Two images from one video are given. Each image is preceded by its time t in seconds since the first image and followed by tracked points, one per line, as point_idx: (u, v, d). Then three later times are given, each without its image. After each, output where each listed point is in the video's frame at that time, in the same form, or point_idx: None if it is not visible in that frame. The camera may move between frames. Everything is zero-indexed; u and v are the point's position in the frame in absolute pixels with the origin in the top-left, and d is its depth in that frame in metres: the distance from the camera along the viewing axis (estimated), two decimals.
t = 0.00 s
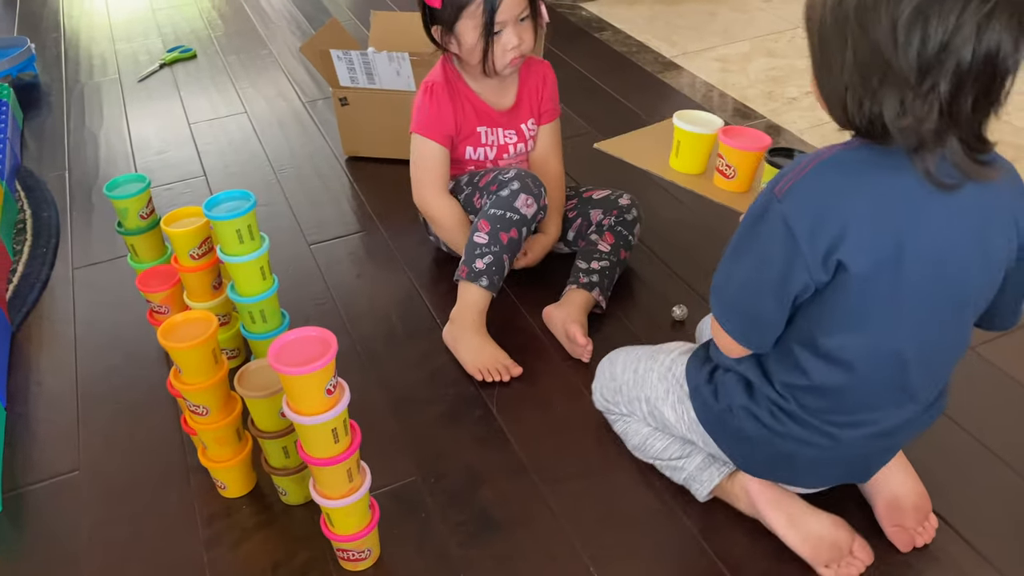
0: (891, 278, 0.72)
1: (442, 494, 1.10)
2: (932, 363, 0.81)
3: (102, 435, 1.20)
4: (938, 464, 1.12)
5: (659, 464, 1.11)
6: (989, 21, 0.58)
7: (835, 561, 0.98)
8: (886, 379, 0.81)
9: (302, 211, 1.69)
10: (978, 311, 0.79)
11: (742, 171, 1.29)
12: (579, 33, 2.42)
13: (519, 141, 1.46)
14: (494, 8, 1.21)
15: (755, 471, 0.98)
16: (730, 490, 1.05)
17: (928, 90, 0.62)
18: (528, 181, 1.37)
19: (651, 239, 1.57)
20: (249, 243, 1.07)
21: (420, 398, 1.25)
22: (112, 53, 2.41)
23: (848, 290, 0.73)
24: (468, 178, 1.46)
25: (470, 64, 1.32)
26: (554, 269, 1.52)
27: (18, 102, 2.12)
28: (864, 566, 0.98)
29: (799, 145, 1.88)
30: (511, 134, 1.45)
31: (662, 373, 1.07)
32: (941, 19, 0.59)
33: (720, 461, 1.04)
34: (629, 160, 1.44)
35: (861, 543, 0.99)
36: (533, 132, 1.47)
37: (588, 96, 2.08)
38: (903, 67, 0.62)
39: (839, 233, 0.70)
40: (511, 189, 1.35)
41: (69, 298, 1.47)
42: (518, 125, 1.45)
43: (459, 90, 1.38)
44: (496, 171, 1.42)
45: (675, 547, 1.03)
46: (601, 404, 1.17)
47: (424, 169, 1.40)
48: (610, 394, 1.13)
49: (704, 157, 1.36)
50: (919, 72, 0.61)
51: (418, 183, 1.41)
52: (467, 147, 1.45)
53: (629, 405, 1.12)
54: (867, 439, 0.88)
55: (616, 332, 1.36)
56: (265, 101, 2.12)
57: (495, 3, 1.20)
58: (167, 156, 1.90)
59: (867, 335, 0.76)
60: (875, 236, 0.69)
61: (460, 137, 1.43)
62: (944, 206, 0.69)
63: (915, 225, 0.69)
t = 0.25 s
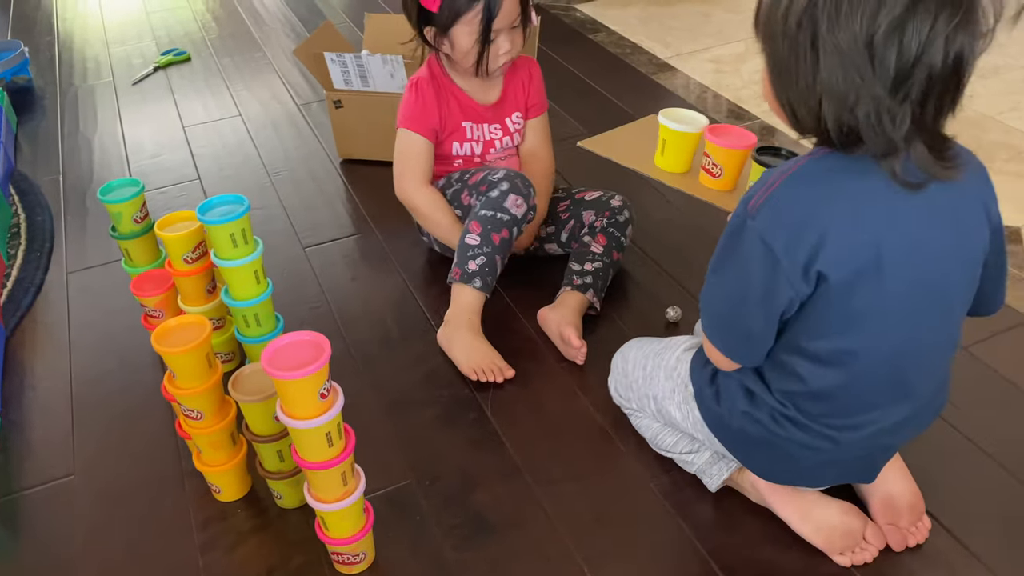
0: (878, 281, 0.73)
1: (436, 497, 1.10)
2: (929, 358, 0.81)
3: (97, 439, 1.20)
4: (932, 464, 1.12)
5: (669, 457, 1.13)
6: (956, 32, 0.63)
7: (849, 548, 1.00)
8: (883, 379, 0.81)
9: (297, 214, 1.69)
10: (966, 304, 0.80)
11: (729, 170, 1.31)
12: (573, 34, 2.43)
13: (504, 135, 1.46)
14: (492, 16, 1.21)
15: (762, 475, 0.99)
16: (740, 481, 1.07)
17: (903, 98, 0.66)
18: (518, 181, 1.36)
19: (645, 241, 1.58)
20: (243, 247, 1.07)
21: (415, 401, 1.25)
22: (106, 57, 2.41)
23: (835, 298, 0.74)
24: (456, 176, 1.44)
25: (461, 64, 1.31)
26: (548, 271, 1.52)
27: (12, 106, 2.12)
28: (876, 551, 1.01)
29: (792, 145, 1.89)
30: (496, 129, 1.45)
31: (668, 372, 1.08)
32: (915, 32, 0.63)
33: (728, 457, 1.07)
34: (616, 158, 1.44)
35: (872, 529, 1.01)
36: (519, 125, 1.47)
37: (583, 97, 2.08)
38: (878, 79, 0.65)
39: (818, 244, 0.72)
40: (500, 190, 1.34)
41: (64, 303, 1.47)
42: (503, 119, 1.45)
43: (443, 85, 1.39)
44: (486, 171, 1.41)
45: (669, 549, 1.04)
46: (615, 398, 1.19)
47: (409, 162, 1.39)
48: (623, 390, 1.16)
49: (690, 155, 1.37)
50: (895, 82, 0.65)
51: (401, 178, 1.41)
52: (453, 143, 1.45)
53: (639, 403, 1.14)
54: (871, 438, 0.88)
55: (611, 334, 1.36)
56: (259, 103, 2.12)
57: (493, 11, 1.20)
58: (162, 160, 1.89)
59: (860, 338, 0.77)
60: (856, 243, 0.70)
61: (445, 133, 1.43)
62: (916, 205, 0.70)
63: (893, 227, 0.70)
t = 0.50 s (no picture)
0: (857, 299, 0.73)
1: (433, 499, 1.10)
2: (915, 370, 0.81)
3: (93, 442, 1.20)
4: (928, 463, 1.12)
5: (663, 461, 1.13)
6: (933, 56, 0.65)
7: (846, 548, 1.00)
8: (869, 393, 0.81)
9: (292, 215, 1.69)
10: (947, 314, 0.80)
11: (712, 180, 1.33)
12: (568, 34, 2.43)
13: (490, 134, 1.46)
14: (491, 21, 1.21)
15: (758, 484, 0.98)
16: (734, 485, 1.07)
17: (886, 124, 0.67)
18: (470, 167, 1.35)
19: (641, 241, 1.58)
20: (238, 249, 1.07)
21: (412, 402, 1.25)
22: (101, 58, 2.41)
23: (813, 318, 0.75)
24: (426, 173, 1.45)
25: (454, 64, 1.31)
26: (544, 272, 1.52)
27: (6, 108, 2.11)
28: (872, 549, 1.01)
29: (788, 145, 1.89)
30: (484, 127, 1.45)
31: (660, 376, 1.09)
32: (898, 61, 0.64)
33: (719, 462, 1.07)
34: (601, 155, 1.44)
35: (866, 528, 1.01)
36: (506, 125, 1.46)
37: (578, 97, 2.08)
38: (865, 108, 0.66)
39: (792, 265, 0.72)
40: (453, 181, 1.33)
41: (59, 305, 1.47)
42: (492, 118, 1.44)
43: (431, 82, 1.39)
44: (444, 163, 1.40)
45: (666, 549, 1.04)
46: (608, 403, 1.19)
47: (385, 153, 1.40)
48: (615, 393, 1.16)
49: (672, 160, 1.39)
50: (881, 110, 0.66)
51: (379, 171, 1.41)
52: (438, 140, 1.45)
53: (631, 405, 1.14)
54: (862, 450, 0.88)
55: (607, 334, 1.36)
56: (254, 105, 2.11)
57: (492, 16, 1.20)
58: (157, 161, 1.89)
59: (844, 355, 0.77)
60: (832, 263, 0.71)
61: (431, 130, 1.43)
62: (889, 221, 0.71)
63: (868, 245, 0.70)
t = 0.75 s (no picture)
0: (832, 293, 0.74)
1: (430, 499, 1.10)
2: (902, 365, 0.81)
3: (89, 444, 1.20)
4: (924, 462, 1.13)
5: (659, 461, 1.13)
6: (893, 53, 0.68)
7: (842, 546, 1.00)
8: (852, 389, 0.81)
9: (288, 216, 1.68)
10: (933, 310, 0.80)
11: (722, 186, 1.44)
12: (564, 33, 2.43)
13: (478, 138, 1.46)
14: (484, 25, 1.21)
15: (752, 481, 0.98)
16: (729, 484, 1.07)
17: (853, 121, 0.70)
18: (447, 168, 1.35)
19: (637, 240, 1.58)
20: (234, 250, 1.07)
21: (408, 403, 1.25)
22: (96, 59, 2.40)
23: (788, 313, 0.76)
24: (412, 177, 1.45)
25: (444, 67, 1.31)
26: (540, 272, 1.52)
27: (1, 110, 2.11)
28: (868, 547, 1.01)
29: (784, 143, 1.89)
30: (472, 130, 1.45)
31: (656, 374, 1.10)
32: (857, 61, 0.67)
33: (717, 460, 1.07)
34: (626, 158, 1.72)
35: (863, 526, 1.01)
36: (495, 129, 1.46)
37: (574, 96, 2.08)
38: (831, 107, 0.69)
39: (763, 259, 0.75)
40: (431, 183, 1.33)
41: (55, 307, 1.47)
42: (480, 121, 1.44)
43: (419, 83, 1.40)
44: (425, 166, 1.40)
45: (662, 549, 1.04)
46: (604, 403, 1.19)
47: (372, 155, 1.41)
48: (610, 392, 1.16)
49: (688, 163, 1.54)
50: (846, 108, 0.69)
51: (367, 173, 1.42)
52: (426, 143, 1.46)
53: (627, 404, 1.14)
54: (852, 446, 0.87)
55: (603, 334, 1.36)
56: (250, 105, 2.11)
57: (486, 20, 1.21)
58: (152, 162, 1.89)
59: (825, 350, 0.78)
60: (799, 259, 0.73)
61: (419, 132, 1.44)
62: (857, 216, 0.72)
63: (836, 241, 0.72)
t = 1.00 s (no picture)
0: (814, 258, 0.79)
1: (430, 497, 1.10)
2: (892, 339, 0.83)
3: (88, 443, 1.20)
4: (924, 457, 1.13)
5: (660, 454, 1.13)
6: (866, 44, 0.73)
7: (842, 540, 1.00)
8: (840, 359, 0.84)
9: (286, 214, 1.68)
10: (922, 288, 0.83)
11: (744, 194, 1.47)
12: (562, 31, 2.42)
13: (479, 138, 1.46)
14: (484, 29, 1.21)
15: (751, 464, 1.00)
16: (731, 478, 1.07)
17: (832, 107, 0.76)
18: (458, 164, 1.34)
19: (635, 237, 1.58)
20: (232, 248, 1.07)
21: (407, 400, 1.25)
22: (93, 58, 2.40)
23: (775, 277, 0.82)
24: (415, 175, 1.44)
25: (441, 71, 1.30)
26: (539, 269, 1.52)
27: None
28: (867, 542, 1.01)
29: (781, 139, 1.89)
30: (472, 131, 1.45)
31: (657, 363, 1.09)
32: (827, 52, 0.73)
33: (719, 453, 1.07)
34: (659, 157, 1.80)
35: (863, 521, 1.01)
36: (494, 128, 1.46)
37: (571, 94, 2.08)
38: (806, 92, 0.75)
39: (750, 226, 0.81)
40: (440, 178, 1.33)
41: (53, 306, 1.46)
42: (480, 121, 1.44)
43: (416, 87, 1.39)
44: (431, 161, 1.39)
45: (662, 545, 1.04)
46: (604, 397, 1.19)
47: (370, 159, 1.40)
48: (610, 386, 1.16)
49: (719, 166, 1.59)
50: (821, 95, 0.75)
51: (363, 178, 1.41)
52: (426, 146, 1.45)
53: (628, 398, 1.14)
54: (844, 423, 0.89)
55: (602, 331, 1.36)
56: (247, 104, 2.11)
57: (485, 24, 1.20)
58: (149, 161, 1.88)
59: (811, 316, 0.82)
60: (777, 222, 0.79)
61: (418, 136, 1.43)
62: (839, 186, 0.77)
63: (812, 206, 0.78)
